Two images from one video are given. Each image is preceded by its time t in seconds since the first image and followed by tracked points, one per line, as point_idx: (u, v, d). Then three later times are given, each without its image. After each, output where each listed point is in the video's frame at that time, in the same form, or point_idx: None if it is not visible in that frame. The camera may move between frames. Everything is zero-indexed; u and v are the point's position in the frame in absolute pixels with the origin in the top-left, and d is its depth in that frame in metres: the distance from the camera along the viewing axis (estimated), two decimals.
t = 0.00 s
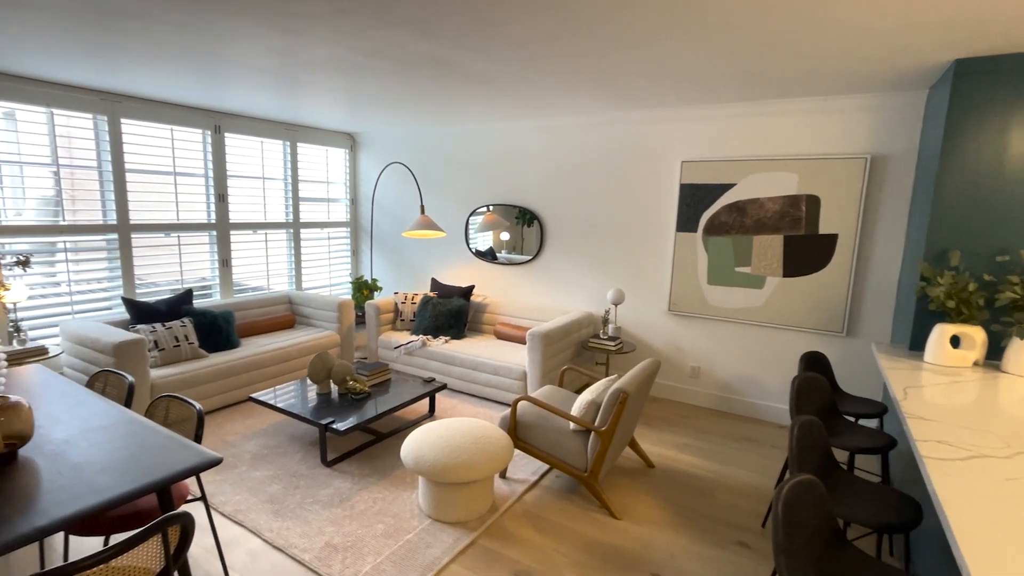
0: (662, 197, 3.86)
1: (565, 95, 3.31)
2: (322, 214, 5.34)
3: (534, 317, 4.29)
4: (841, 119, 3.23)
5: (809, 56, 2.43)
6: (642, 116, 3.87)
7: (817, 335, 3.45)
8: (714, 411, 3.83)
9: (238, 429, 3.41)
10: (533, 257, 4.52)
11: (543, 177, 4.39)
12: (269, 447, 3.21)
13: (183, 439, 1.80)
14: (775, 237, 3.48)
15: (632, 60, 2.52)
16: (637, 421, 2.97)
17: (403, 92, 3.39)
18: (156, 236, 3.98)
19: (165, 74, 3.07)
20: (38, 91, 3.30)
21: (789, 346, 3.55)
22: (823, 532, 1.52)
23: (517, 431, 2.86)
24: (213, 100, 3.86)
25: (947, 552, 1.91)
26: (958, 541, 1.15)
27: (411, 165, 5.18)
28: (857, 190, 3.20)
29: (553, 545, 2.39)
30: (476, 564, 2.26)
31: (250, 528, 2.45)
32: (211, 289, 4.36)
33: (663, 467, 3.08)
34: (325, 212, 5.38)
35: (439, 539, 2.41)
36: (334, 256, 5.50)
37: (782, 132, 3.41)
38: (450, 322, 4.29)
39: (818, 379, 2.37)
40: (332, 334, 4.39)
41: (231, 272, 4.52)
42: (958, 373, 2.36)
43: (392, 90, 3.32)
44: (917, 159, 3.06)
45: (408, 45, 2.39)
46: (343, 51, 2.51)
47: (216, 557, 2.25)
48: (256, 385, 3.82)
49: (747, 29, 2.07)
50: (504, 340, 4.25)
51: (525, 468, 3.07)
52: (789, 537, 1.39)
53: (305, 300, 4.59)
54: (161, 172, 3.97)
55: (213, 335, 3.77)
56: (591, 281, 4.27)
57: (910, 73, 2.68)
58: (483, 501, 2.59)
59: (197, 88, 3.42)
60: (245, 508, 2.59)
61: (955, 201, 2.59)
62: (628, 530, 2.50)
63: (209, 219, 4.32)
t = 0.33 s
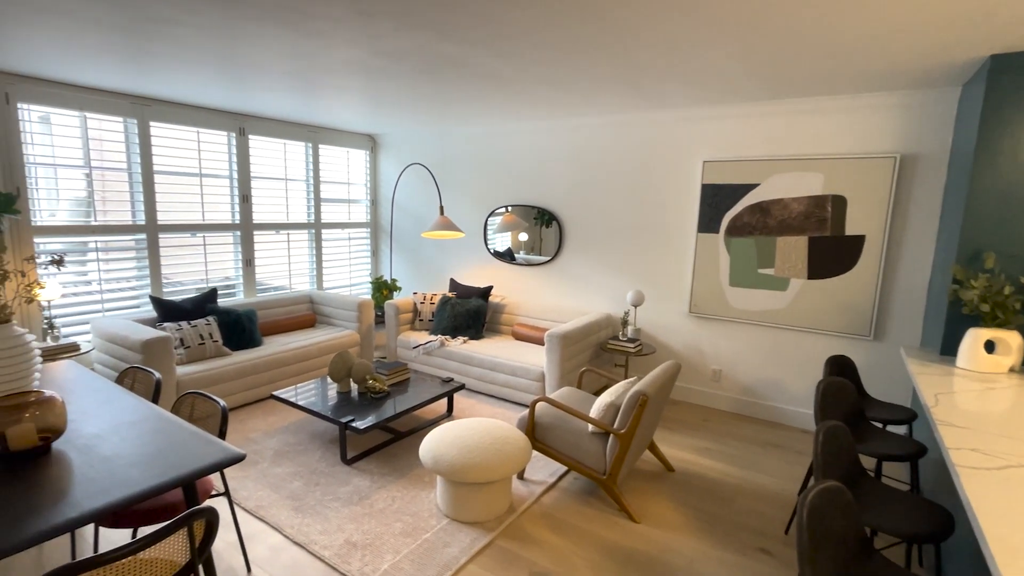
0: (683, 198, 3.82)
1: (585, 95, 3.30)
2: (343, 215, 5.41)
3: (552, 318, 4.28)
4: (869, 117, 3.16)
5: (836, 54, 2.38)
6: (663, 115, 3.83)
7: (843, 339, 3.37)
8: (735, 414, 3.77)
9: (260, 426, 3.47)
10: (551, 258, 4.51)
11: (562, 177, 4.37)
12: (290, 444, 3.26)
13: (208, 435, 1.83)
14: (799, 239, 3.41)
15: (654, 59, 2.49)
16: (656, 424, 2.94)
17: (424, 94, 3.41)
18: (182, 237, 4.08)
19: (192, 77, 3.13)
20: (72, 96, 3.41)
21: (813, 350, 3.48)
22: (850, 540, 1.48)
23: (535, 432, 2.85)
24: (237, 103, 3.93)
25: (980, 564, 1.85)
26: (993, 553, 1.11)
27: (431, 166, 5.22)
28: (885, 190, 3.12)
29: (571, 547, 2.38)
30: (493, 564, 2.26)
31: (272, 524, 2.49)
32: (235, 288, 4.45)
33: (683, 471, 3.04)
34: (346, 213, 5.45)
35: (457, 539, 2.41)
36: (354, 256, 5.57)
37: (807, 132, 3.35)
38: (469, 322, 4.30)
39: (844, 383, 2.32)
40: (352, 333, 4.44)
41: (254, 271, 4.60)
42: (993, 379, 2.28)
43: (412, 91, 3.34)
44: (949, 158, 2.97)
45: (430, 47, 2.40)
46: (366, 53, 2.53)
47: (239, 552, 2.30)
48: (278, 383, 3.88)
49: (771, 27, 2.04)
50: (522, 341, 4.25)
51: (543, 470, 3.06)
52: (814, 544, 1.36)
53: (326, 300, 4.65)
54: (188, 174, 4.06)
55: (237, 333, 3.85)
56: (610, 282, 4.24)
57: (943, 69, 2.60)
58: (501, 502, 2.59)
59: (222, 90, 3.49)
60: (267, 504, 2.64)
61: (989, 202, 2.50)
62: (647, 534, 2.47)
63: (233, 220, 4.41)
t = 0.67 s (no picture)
0: (706, 198, 3.77)
1: (607, 95, 3.28)
2: (365, 215, 5.47)
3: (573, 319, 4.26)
4: (901, 115, 3.07)
5: (867, 50, 2.32)
6: (685, 115, 3.79)
7: (872, 343, 3.29)
8: (759, 419, 3.70)
9: (283, 423, 3.53)
10: (571, 259, 4.50)
11: (583, 178, 4.36)
12: (312, 441, 3.30)
13: (233, 431, 1.87)
14: (827, 240, 3.33)
15: (677, 58, 2.47)
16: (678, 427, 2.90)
17: (446, 95, 3.43)
18: (209, 237, 4.17)
19: (220, 80, 3.20)
20: (106, 100, 3.52)
21: (840, 354, 3.40)
22: (881, 550, 1.44)
23: (554, 434, 2.84)
24: (263, 105, 4.01)
25: None
26: None
27: (452, 168, 5.24)
28: (918, 190, 3.03)
29: (591, 550, 2.36)
30: (513, 565, 2.25)
31: (294, 519, 2.52)
32: (259, 287, 4.54)
33: (705, 475, 2.99)
34: (368, 214, 5.51)
35: (477, 539, 2.41)
36: (376, 256, 5.63)
37: (835, 131, 3.27)
38: (489, 322, 4.31)
39: (874, 388, 2.25)
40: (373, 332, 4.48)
41: (278, 271, 4.69)
42: None
43: (434, 93, 3.37)
44: (986, 156, 2.87)
45: (452, 48, 2.41)
46: (390, 56, 2.55)
47: (263, 546, 2.34)
48: (300, 381, 3.94)
49: (798, 23, 2.00)
50: (541, 341, 4.24)
51: (563, 472, 3.04)
52: (843, 553, 1.33)
53: (347, 299, 4.71)
54: (215, 176, 4.15)
55: (261, 331, 3.92)
56: (630, 283, 4.21)
57: (980, 65, 2.51)
58: (520, 503, 2.58)
59: (248, 93, 3.55)
60: (290, 500, 2.68)
61: None
62: (668, 538, 2.44)
63: (258, 220, 4.49)
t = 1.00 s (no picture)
0: (731, 199, 3.71)
1: (630, 95, 3.26)
2: (388, 216, 5.53)
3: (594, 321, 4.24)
4: (936, 113, 2.98)
5: (901, 46, 2.26)
6: (710, 115, 3.73)
7: (905, 348, 3.19)
8: (785, 425, 3.62)
9: (307, 420, 3.59)
10: (593, 260, 4.47)
11: (605, 179, 4.34)
12: (335, 439, 3.35)
13: (260, 428, 1.90)
14: (857, 242, 3.25)
15: (702, 57, 2.44)
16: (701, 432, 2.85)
17: (468, 97, 3.45)
18: (237, 237, 4.27)
19: (250, 85, 3.27)
20: (140, 105, 3.63)
21: (871, 359, 3.31)
22: (916, 563, 1.40)
23: (576, 436, 2.82)
24: (290, 108, 4.09)
25: None
26: None
27: (474, 169, 5.27)
28: (954, 191, 2.94)
29: (612, 553, 2.34)
30: (533, 567, 2.25)
31: (318, 516, 2.56)
32: (285, 287, 4.62)
33: (729, 481, 2.94)
34: (391, 215, 5.57)
35: (497, 540, 2.41)
36: (398, 257, 5.69)
37: (866, 130, 3.19)
38: (510, 323, 4.31)
39: (906, 395, 2.19)
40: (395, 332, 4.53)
41: (303, 271, 4.77)
42: None
43: (457, 95, 3.39)
44: None
45: (477, 50, 2.43)
46: (415, 58, 2.58)
47: (288, 541, 2.38)
48: (324, 379, 4.00)
49: (829, 20, 1.95)
50: (562, 343, 4.23)
51: (584, 474, 3.02)
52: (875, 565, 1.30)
53: (370, 299, 4.77)
54: (243, 177, 4.25)
55: (286, 330, 3.99)
56: (653, 285, 4.17)
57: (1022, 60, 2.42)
58: (540, 505, 2.58)
59: (275, 96, 3.63)
60: (313, 496, 2.72)
61: None
62: (691, 544, 2.40)
63: (284, 221, 4.58)
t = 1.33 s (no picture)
0: (758, 200, 3.64)
1: (654, 95, 3.23)
2: (411, 217, 5.59)
3: (617, 323, 4.21)
4: (977, 110, 2.87)
5: (937, 42, 2.19)
6: (737, 114, 3.67)
7: (941, 353, 3.09)
8: (814, 431, 3.54)
9: (331, 418, 3.64)
10: (616, 261, 4.44)
11: (628, 179, 4.30)
12: (359, 437, 3.39)
13: (287, 425, 1.93)
14: (891, 244, 3.15)
15: (729, 55, 2.40)
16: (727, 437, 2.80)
17: (491, 98, 3.47)
18: (265, 238, 4.36)
19: (278, 88, 3.34)
20: (173, 109, 3.74)
21: (905, 365, 3.20)
22: None
23: (598, 438, 2.81)
24: (317, 111, 4.16)
25: None
26: None
27: (496, 170, 5.29)
28: (995, 191, 2.83)
29: (635, 558, 2.31)
30: (554, 569, 2.24)
31: (342, 513, 2.60)
32: (310, 286, 4.70)
33: (756, 487, 2.88)
34: (414, 216, 5.63)
35: (518, 541, 2.41)
36: (421, 258, 5.74)
37: (902, 129, 3.09)
38: (531, 324, 4.31)
39: (944, 402, 2.12)
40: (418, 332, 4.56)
41: (328, 271, 4.85)
42: None
43: (480, 96, 3.41)
44: None
45: (499, 52, 2.43)
46: (438, 60, 2.60)
47: (313, 538, 2.42)
48: (348, 378, 4.06)
49: (861, 15, 1.90)
50: (584, 345, 4.21)
51: (606, 477, 3.00)
52: None
53: (394, 299, 4.82)
54: (271, 179, 4.34)
55: (312, 329, 4.06)
56: (677, 287, 4.12)
57: None
58: (562, 507, 2.57)
59: (303, 99, 3.69)
60: (338, 493, 2.76)
61: None
62: (716, 551, 2.36)
63: (310, 222, 4.67)
